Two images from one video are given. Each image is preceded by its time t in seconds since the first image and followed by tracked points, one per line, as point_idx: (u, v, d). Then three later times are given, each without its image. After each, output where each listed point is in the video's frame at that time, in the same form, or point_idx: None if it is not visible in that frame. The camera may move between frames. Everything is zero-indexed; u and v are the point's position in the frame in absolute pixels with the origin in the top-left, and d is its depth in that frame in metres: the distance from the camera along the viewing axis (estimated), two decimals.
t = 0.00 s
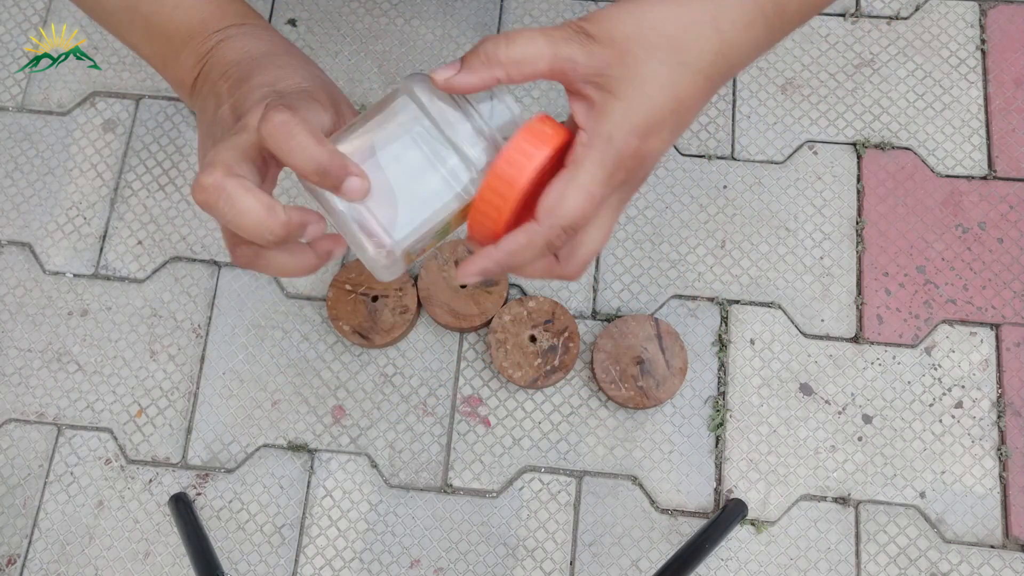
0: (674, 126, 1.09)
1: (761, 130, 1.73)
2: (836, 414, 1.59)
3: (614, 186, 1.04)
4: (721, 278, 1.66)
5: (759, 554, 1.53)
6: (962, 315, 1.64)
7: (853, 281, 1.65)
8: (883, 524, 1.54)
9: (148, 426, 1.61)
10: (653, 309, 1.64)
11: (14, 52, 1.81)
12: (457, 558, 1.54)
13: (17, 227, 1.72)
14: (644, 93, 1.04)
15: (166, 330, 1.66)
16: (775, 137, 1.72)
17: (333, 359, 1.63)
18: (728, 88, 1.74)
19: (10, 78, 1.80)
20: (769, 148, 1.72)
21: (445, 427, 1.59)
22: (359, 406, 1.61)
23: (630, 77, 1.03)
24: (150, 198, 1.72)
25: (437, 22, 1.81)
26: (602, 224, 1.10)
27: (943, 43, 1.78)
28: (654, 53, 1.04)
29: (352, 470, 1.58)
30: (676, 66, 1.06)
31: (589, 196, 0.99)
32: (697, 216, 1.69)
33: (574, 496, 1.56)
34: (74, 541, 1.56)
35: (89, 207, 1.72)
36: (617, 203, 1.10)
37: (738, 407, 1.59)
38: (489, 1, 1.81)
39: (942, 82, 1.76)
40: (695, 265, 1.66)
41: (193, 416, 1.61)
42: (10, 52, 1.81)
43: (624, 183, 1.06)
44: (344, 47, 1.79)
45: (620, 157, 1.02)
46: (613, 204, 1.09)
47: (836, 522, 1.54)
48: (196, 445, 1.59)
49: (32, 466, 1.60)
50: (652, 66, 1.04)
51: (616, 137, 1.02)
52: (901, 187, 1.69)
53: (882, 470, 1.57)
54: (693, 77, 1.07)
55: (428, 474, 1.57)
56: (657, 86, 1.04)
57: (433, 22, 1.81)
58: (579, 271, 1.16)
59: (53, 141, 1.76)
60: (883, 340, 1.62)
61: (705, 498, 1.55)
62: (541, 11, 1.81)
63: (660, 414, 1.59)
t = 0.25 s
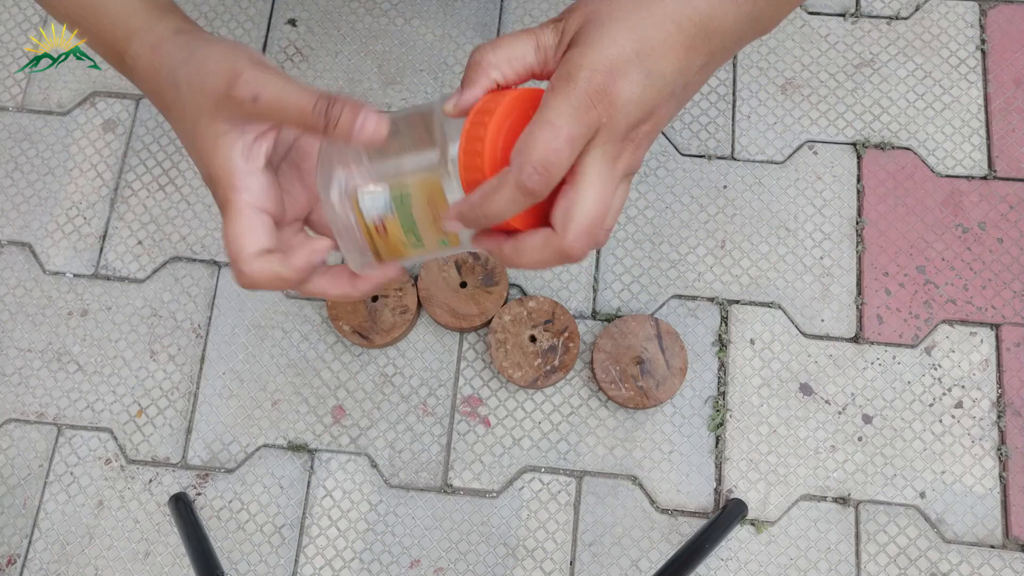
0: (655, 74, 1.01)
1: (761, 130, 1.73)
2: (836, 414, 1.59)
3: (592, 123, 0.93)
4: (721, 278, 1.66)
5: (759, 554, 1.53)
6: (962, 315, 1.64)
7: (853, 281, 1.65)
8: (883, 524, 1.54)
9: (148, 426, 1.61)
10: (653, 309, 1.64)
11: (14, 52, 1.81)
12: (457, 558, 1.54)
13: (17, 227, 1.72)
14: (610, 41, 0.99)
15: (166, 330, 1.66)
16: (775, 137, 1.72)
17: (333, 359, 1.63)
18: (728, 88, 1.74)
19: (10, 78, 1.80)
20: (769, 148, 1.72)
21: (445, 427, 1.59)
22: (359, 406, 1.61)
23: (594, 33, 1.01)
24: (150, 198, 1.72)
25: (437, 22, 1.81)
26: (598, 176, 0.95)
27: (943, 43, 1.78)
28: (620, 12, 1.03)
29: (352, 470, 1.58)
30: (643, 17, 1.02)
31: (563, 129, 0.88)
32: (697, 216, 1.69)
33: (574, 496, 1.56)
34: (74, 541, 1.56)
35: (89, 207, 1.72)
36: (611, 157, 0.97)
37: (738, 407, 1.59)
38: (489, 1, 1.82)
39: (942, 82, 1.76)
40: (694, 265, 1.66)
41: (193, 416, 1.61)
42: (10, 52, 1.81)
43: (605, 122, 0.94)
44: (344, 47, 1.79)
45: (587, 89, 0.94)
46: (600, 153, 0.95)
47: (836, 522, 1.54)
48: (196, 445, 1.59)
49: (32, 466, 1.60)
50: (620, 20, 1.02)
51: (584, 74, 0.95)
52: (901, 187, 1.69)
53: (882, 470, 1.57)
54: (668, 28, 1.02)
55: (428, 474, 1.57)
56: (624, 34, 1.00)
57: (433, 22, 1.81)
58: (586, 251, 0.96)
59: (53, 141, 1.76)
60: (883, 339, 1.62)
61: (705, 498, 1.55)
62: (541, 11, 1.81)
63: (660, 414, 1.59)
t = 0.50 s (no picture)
0: (663, 125, 1.13)
1: (761, 130, 1.72)
2: (836, 414, 1.59)
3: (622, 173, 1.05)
4: (721, 278, 1.66)
5: (759, 554, 1.53)
6: (962, 315, 1.64)
7: (853, 281, 1.65)
8: (883, 524, 1.54)
9: (148, 426, 1.61)
10: (653, 309, 1.64)
11: (14, 52, 1.81)
12: (457, 558, 1.54)
13: (17, 227, 1.72)
14: (624, 98, 1.10)
15: (166, 330, 1.66)
16: (775, 137, 1.72)
17: (333, 359, 1.63)
18: (728, 87, 1.74)
19: (10, 78, 1.80)
20: (769, 148, 1.72)
21: (445, 427, 1.59)
22: (359, 405, 1.61)
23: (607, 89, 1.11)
24: (149, 198, 1.72)
25: (437, 22, 1.81)
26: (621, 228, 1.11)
27: (943, 43, 1.77)
28: (629, 70, 1.13)
29: (352, 470, 1.58)
30: (650, 72, 1.13)
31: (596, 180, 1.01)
32: (697, 215, 1.69)
33: (574, 496, 1.56)
34: (74, 541, 1.56)
35: (89, 207, 1.72)
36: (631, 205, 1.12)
37: (738, 407, 1.59)
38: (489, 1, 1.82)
39: (942, 82, 1.76)
40: (694, 265, 1.66)
41: (193, 416, 1.61)
42: (10, 52, 1.81)
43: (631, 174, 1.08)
44: (344, 47, 1.79)
45: (616, 142, 1.05)
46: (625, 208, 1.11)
47: (836, 522, 1.54)
48: (196, 445, 1.59)
49: (32, 466, 1.60)
50: (630, 77, 1.12)
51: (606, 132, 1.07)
52: (901, 187, 1.69)
53: (882, 470, 1.57)
54: (672, 82, 1.14)
55: (428, 474, 1.57)
56: (636, 90, 1.11)
57: (433, 22, 1.81)
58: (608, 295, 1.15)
59: (53, 141, 1.76)
60: (883, 339, 1.62)
61: (705, 498, 1.55)
62: (541, 11, 1.81)
63: (660, 414, 1.59)
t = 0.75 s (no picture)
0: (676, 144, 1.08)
1: (761, 130, 1.73)
2: (836, 414, 1.59)
3: (628, 203, 1.03)
4: (722, 278, 1.66)
5: (759, 554, 1.53)
6: (962, 315, 1.64)
7: (853, 281, 1.65)
8: (883, 524, 1.54)
9: (148, 426, 1.61)
10: (653, 309, 1.64)
11: (15, 52, 1.81)
12: (457, 558, 1.54)
13: (17, 227, 1.72)
14: (637, 117, 1.06)
15: (166, 330, 1.66)
16: (775, 137, 1.72)
17: (333, 359, 1.63)
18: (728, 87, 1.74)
19: (10, 78, 1.80)
20: (769, 148, 1.72)
21: (445, 427, 1.59)
22: (359, 406, 1.61)
23: (617, 107, 1.06)
24: (149, 198, 1.72)
25: (437, 22, 1.81)
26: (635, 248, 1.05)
27: (943, 43, 1.78)
28: (641, 85, 1.07)
29: (352, 470, 1.58)
30: (662, 86, 1.08)
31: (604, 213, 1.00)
32: (697, 215, 1.69)
33: (574, 496, 1.56)
34: (74, 541, 1.56)
35: (89, 207, 1.72)
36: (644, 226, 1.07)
37: (738, 407, 1.59)
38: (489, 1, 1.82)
39: (942, 82, 1.76)
40: (694, 265, 1.66)
41: (193, 416, 1.61)
42: (10, 52, 1.81)
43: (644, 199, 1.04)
44: (344, 47, 1.79)
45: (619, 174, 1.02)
46: (633, 228, 1.04)
47: (836, 522, 1.54)
48: (196, 445, 1.59)
49: (32, 466, 1.60)
50: (640, 92, 1.07)
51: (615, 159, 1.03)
52: (901, 187, 1.69)
53: (882, 470, 1.57)
54: (685, 96, 1.10)
55: (428, 474, 1.57)
56: (649, 107, 1.06)
57: (433, 22, 1.81)
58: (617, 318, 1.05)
59: (53, 141, 1.76)
60: (883, 340, 1.62)
61: (705, 498, 1.55)
62: (541, 11, 1.81)
63: (660, 414, 1.59)
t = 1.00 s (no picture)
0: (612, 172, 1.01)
1: (761, 130, 1.72)
2: (836, 414, 1.59)
3: (556, 235, 0.98)
4: (722, 278, 1.66)
5: (759, 554, 1.53)
6: (962, 316, 1.64)
7: (853, 281, 1.65)
8: (882, 524, 1.54)
9: (148, 426, 1.61)
10: (653, 309, 1.63)
11: (15, 53, 1.81)
12: (457, 558, 1.54)
13: (17, 227, 1.72)
14: (567, 147, 0.98)
15: (166, 330, 1.66)
16: (775, 137, 1.72)
17: (333, 359, 1.63)
18: (728, 87, 1.74)
19: (10, 78, 1.80)
20: (769, 148, 1.72)
21: (445, 427, 1.59)
22: (358, 406, 1.61)
23: (548, 135, 0.99)
24: (149, 198, 1.72)
25: (437, 22, 1.81)
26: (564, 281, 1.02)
27: (943, 43, 1.78)
28: (575, 109, 0.99)
29: (352, 470, 1.58)
30: (594, 108, 1.00)
31: (528, 250, 0.97)
32: (697, 215, 1.69)
33: (574, 496, 1.56)
34: (74, 541, 1.56)
35: (89, 207, 1.72)
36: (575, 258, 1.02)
37: (738, 407, 1.59)
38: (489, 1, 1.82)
39: (942, 82, 1.76)
40: (694, 265, 1.66)
41: (193, 416, 1.61)
42: (10, 52, 1.81)
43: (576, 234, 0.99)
44: (344, 47, 1.79)
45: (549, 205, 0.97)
46: (562, 258, 1.01)
47: (837, 522, 1.54)
48: (196, 445, 1.59)
49: (32, 466, 1.60)
50: (573, 118, 0.99)
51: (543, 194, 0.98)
52: (901, 187, 1.69)
53: (882, 470, 1.57)
54: (624, 120, 1.01)
55: (428, 474, 1.57)
56: (581, 134, 0.99)
57: (433, 23, 1.81)
58: (536, 341, 1.05)
59: (53, 141, 1.76)
60: (883, 340, 1.62)
61: (705, 498, 1.55)
62: (541, 12, 1.81)
63: (660, 414, 1.59)
